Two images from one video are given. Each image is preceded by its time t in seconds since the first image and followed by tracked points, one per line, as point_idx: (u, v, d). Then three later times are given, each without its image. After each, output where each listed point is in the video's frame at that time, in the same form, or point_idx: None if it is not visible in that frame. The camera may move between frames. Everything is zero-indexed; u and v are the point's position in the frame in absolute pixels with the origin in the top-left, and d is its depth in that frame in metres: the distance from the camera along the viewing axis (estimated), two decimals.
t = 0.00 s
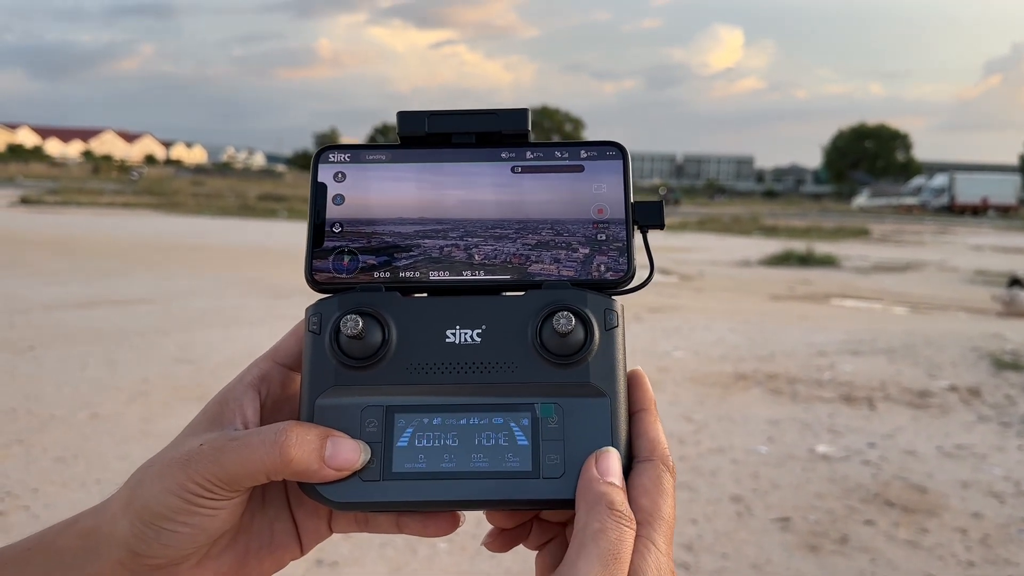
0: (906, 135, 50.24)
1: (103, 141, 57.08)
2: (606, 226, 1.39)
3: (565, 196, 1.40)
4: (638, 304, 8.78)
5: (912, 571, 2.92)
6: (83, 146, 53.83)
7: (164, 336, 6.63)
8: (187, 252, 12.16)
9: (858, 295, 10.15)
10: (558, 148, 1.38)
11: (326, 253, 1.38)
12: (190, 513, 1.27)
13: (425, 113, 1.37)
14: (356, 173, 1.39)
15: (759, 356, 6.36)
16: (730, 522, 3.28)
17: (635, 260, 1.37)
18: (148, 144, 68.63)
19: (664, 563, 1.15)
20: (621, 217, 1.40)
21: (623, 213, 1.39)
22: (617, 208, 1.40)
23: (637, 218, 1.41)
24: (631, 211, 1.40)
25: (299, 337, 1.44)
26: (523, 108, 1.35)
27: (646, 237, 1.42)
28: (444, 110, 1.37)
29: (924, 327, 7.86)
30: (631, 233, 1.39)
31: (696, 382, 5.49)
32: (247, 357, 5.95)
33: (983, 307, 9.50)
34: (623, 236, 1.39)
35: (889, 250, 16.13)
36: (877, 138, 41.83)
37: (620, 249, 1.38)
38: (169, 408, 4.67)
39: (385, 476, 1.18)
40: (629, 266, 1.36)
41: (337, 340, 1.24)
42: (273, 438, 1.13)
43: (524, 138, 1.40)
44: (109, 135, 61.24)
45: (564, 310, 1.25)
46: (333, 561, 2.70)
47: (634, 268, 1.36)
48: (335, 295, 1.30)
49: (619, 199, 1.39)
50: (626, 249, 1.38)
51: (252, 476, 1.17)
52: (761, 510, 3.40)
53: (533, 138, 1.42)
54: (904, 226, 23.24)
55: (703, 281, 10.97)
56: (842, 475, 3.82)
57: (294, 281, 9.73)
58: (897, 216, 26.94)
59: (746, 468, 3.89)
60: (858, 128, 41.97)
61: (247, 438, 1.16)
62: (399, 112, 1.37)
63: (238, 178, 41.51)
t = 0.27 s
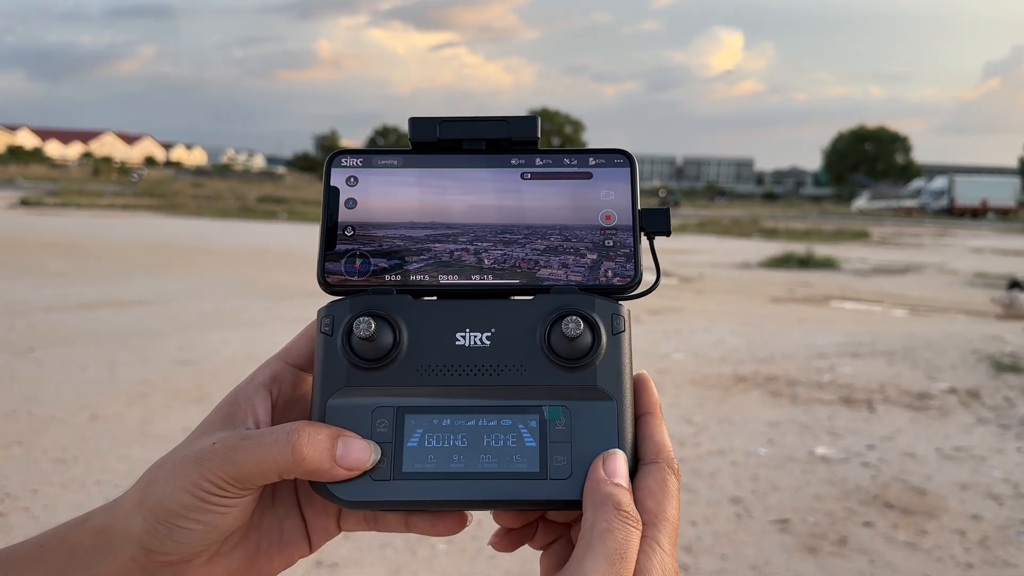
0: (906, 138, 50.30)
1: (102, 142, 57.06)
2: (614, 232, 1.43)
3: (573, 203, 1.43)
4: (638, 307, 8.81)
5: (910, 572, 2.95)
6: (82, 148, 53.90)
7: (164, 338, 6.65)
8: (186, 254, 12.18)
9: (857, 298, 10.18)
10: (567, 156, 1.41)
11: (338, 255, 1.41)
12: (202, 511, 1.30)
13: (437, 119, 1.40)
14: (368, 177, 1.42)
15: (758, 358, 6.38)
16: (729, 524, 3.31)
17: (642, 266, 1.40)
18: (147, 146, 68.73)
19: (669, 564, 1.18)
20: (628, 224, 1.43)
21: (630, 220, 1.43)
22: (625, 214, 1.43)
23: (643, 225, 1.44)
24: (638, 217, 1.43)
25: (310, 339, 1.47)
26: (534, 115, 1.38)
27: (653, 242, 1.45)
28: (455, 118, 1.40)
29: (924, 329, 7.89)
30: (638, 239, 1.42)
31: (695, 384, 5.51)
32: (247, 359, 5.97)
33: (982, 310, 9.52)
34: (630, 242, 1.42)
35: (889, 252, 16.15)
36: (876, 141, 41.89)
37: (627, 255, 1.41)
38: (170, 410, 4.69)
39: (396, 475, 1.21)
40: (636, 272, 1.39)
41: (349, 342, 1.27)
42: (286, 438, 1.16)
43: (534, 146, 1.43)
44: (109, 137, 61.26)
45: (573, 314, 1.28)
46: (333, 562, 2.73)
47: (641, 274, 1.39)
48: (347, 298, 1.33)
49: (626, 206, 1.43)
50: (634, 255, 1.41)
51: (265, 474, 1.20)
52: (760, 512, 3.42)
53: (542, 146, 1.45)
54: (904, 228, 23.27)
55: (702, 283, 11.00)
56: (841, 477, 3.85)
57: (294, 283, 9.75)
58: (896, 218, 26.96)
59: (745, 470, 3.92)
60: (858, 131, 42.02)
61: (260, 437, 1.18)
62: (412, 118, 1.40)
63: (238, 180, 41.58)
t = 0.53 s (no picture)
0: (905, 140, 50.35)
1: (101, 143, 57.05)
2: (615, 237, 1.45)
3: (574, 208, 1.45)
4: (636, 309, 8.83)
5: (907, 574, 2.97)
6: (80, 148, 53.87)
7: (163, 339, 6.66)
8: (185, 255, 12.18)
9: (855, 300, 10.21)
10: (569, 162, 1.44)
11: (342, 258, 1.43)
12: (205, 510, 1.31)
13: (440, 124, 1.43)
14: (372, 181, 1.44)
15: (756, 361, 6.40)
16: (727, 526, 3.33)
17: (642, 271, 1.42)
18: (146, 146, 68.70)
19: (666, 565, 1.20)
20: (628, 229, 1.45)
21: (631, 226, 1.45)
22: (625, 220, 1.45)
23: (643, 231, 1.46)
24: (639, 223, 1.45)
25: (314, 340, 1.49)
26: (536, 122, 1.40)
27: (653, 248, 1.47)
28: (458, 123, 1.42)
29: (922, 332, 7.91)
30: (638, 245, 1.44)
31: (693, 386, 5.53)
32: (246, 361, 5.98)
33: (980, 313, 9.55)
34: (630, 248, 1.44)
35: (888, 255, 16.18)
36: (875, 144, 41.95)
37: (627, 260, 1.43)
38: (168, 411, 4.70)
39: (398, 476, 1.23)
40: (636, 277, 1.41)
41: (353, 344, 1.29)
42: (289, 438, 1.18)
43: (536, 152, 1.45)
44: (108, 138, 61.28)
45: (574, 318, 1.30)
46: (331, 563, 2.74)
47: (641, 279, 1.41)
48: (351, 300, 1.35)
49: (627, 212, 1.45)
50: (634, 261, 1.43)
51: (268, 474, 1.21)
52: (758, 514, 3.44)
53: (544, 152, 1.47)
54: (902, 231, 23.31)
55: (701, 286, 11.02)
56: (838, 480, 3.87)
57: (293, 284, 9.76)
58: (895, 221, 27.01)
59: (743, 472, 3.94)
60: (857, 134, 42.12)
61: (264, 437, 1.20)
62: (416, 123, 1.42)
63: (237, 181, 41.55)
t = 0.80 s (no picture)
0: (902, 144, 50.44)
1: (100, 144, 56.95)
2: (608, 239, 1.44)
3: (568, 209, 1.45)
4: (634, 311, 8.83)
5: None
6: (78, 148, 53.82)
7: (160, 339, 6.64)
8: (183, 255, 12.17)
9: (853, 303, 10.22)
10: (562, 163, 1.43)
11: (335, 259, 1.42)
12: (195, 511, 1.31)
13: (433, 125, 1.42)
14: (364, 182, 1.44)
15: (754, 363, 6.40)
16: (724, 528, 3.32)
17: (635, 272, 1.42)
18: (144, 147, 68.64)
19: (659, 567, 1.19)
20: (622, 230, 1.45)
21: (624, 227, 1.45)
22: (619, 221, 1.45)
23: (637, 232, 1.46)
24: (632, 225, 1.45)
25: (306, 342, 1.48)
26: (530, 122, 1.40)
27: (646, 250, 1.47)
28: (452, 123, 1.42)
29: (920, 335, 7.92)
30: (632, 246, 1.44)
31: (690, 388, 5.53)
32: (243, 362, 5.97)
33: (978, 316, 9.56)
34: (624, 249, 1.44)
35: (886, 258, 16.20)
36: (873, 147, 42.02)
37: (621, 262, 1.43)
38: (165, 412, 4.69)
39: (389, 478, 1.23)
40: (629, 278, 1.41)
41: (345, 346, 1.28)
42: (280, 440, 1.18)
43: (529, 152, 1.45)
44: (105, 137, 61.25)
45: (567, 320, 1.30)
46: (326, 564, 2.74)
47: (634, 280, 1.41)
48: (343, 302, 1.35)
49: (621, 213, 1.45)
50: (628, 262, 1.43)
51: (258, 476, 1.21)
52: (754, 516, 3.44)
53: (538, 152, 1.47)
54: (900, 234, 23.34)
55: (698, 288, 11.03)
56: (835, 482, 3.86)
57: (291, 285, 9.75)
58: (893, 224, 27.06)
59: (740, 474, 3.93)
60: (855, 137, 42.20)
61: (254, 439, 1.20)
62: (409, 123, 1.42)
63: (235, 182, 41.53)
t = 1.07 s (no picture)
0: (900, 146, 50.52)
1: (97, 143, 56.73)
2: (606, 239, 1.44)
3: (566, 209, 1.45)
4: (632, 312, 8.83)
5: None
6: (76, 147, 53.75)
7: (157, 339, 6.63)
8: (180, 255, 12.15)
9: (851, 304, 10.23)
10: (561, 163, 1.43)
11: (333, 258, 1.42)
12: (191, 511, 1.30)
13: (432, 125, 1.42)
14: (362, 181, 1.43)
15: (751, 364, 6.40)
16: (721, 529, 3.32)
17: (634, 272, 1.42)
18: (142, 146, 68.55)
19: (655, 570, 1.19)
20: (620, 231, 1.44)
21: (622, 228, 1.44)
22: (618, 221, 1.45)
23: (636, 233, 1.45)
24: (631, 225, 1.44)
25: (303, 341, 1.48)
26: (528, 122, 1.40)
27: (645, 251, 1.46)
28: (450, 122, 1.42)
29: (917, 337, 7.92)
30: (631, 247, 1.43)
31: (688, 388, 5.53)
32: (241, 361, 5.96)
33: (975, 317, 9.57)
34: (622, 250, 1.44)
35: (883, 259, 16.23)
36: (871, 148, 42.07)
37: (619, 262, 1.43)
38: (162, 411, 4.68)
39: (386, 479, 1.22)
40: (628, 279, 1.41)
41: (342, 345, 1.28)
42: (277, 441, 1.17)
43: (528, 153, 1.45)
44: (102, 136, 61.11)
45: (565, 321, 1.30)
46: (323, 564, 2.73)
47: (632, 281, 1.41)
48: (340, 301, 1.34)
49: (619, 213, 1.45)
50: (627, 263, 1.42)
51: (255, 476, 1.21)
52: (751, 517, 3.44)
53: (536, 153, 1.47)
54: (897, 236, 23.37)
55: (696, 289, 11.04)
56: (832, 483, 3.87)
57: (289, 285, 9.74)
58: (891, 226, 27.10)
59: (737, 475, 3.93)
60: (853, 138, 42.26)
61: (251, 440, 1.19)
62: (407, 123, 1.42)
63: (233, 181, 41.49)
